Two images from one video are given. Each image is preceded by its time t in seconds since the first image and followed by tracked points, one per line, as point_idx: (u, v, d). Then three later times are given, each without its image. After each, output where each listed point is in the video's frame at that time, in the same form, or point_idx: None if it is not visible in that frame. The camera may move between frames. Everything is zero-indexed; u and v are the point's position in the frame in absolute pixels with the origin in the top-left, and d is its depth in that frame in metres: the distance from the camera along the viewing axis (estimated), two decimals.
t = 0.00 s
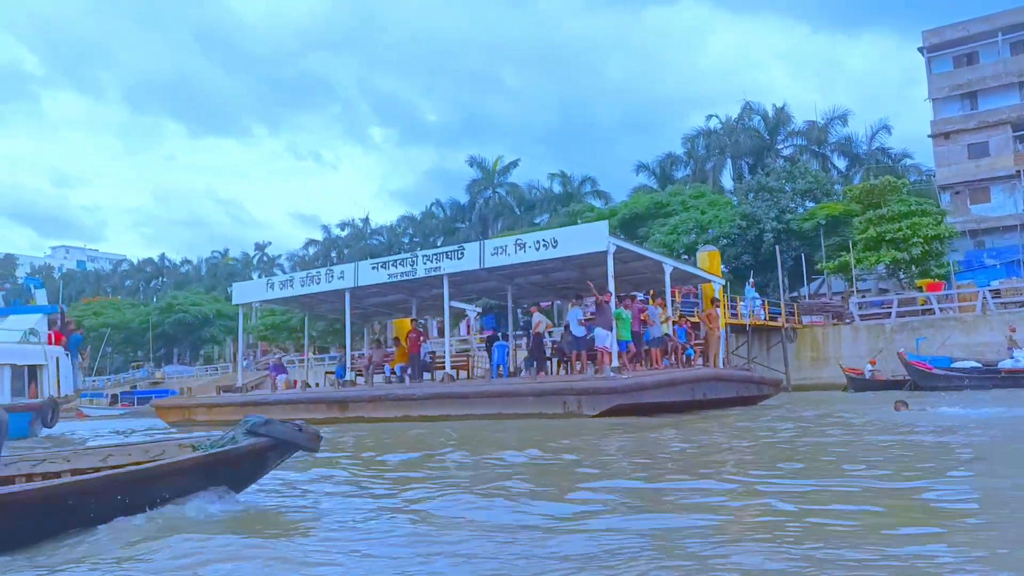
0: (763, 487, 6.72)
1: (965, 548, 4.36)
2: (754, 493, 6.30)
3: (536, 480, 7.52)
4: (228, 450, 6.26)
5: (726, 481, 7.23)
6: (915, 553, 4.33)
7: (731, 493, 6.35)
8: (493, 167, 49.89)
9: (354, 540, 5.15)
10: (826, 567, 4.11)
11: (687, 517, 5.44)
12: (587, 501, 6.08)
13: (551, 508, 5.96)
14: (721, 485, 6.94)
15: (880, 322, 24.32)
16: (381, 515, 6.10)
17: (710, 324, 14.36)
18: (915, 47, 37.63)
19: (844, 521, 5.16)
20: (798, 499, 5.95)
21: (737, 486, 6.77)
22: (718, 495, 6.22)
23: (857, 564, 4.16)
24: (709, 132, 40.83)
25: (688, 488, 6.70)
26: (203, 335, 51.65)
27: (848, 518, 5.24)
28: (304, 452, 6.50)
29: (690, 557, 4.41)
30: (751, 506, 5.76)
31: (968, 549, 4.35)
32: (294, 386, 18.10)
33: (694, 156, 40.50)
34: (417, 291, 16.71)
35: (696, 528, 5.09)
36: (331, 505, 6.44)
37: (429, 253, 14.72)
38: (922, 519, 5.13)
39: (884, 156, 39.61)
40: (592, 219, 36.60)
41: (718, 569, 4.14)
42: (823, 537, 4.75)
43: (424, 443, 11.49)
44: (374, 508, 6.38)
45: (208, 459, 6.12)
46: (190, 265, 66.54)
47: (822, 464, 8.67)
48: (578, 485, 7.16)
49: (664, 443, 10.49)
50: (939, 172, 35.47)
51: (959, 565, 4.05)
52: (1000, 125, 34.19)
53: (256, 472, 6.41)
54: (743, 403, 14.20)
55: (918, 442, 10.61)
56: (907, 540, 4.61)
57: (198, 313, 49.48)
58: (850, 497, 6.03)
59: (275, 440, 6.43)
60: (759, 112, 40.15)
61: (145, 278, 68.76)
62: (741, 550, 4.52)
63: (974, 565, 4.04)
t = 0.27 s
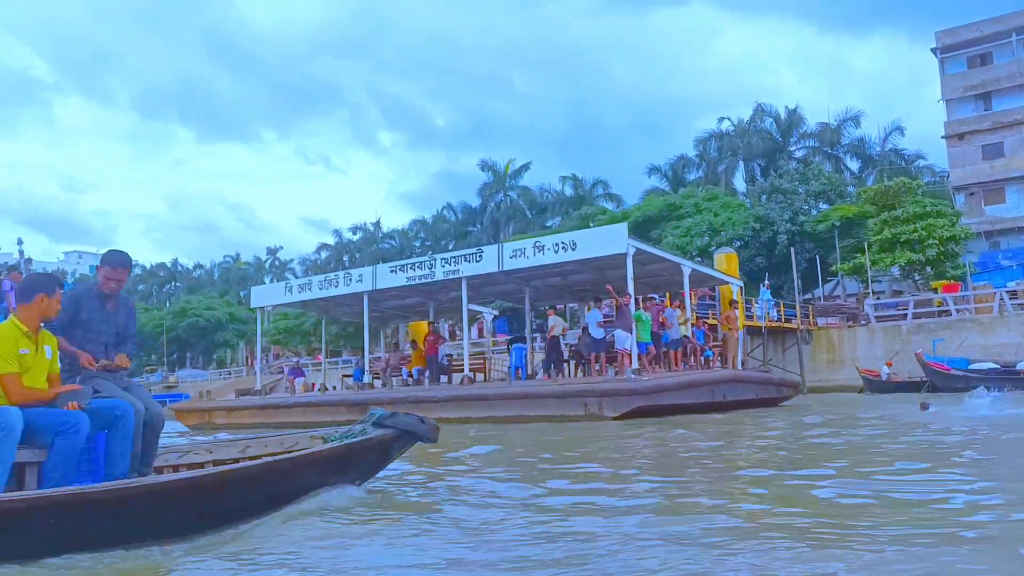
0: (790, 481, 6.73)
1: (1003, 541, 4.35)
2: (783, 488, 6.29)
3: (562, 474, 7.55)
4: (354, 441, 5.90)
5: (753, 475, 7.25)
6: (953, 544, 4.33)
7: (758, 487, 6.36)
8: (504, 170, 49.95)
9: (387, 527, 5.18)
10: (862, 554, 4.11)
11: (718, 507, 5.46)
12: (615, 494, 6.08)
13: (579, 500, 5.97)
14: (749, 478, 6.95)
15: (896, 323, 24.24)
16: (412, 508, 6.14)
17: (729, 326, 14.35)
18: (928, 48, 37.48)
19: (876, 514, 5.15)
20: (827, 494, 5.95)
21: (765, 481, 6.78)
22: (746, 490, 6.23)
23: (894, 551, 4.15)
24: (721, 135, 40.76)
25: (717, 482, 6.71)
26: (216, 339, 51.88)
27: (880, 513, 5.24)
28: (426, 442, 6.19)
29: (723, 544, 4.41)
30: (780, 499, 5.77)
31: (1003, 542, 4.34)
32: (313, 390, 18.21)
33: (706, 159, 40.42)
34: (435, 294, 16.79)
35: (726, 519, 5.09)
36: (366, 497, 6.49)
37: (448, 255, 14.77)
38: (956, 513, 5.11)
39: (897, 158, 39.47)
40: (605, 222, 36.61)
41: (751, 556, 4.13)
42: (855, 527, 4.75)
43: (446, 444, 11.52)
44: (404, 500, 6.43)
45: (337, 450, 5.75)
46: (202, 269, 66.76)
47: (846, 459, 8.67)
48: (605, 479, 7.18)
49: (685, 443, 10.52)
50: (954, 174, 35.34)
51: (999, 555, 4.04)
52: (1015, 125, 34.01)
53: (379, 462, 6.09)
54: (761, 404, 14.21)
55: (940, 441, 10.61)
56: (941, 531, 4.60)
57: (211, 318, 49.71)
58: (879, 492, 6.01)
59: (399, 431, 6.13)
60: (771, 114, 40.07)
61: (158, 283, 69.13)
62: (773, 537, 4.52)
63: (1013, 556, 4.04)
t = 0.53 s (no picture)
0: (820, 477, 6.75)
1: None
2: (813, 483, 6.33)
3: (592, 472, 7.60)
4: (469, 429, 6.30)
5: (782, 471, 7.28)
6: (989, 533, 4.36)
7: (789, 483, 6.39)
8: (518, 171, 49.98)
9: (425, 521, 5.26)
10: (895, 544, 4.13)
11: (751, 501, 5.51)
12: (646, 489, 6.14)
13: (608, 495, 6.02)
14: (779, 475, 6.97)
15: (914, 323, 24.14)
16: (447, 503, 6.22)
17: (749, 326, 14.36)
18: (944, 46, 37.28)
19: (909, 505, 5.19)
20: (858, 488, 5.98)
21: (795, 477, 6.80)
22: (776, 485, 6.26)
23: (927, 541, 4.17)
24: (735, 135, 40.67)
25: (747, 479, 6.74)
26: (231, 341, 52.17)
27: (913, 503, 5.27)
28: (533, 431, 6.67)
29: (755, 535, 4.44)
30: (812, 493, 5.80)
31: None
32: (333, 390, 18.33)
33: (720, 159, 40.34)
34: (454, 295, 16.87)
35: (756, 512, 5.12)
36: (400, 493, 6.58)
37: (468, 256, 14.86)
38: (990, 504, 5.14)
39: (913, 157, 39.27)
40: (620, 222, 36.60)
41: (785, 546, 4.16)
42: (887, 519, 4.76)
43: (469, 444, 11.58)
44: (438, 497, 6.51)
45: (460, 437, 6.16)
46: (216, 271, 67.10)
47: (873, 455, 8.67)
48: (634, 476, 7.24)
49: (708, 441, 10.55)
50: (970, 173, 35.14)
51: None
52: None
53: (493, 450, 6.49)
54: (783, 404, 14.21)
55: (965, 438, 10.58)
56: (974, 522, 4.61)
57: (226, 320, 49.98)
58: (910, 485, 6.04)
59: (510, 420, 6.59)
60: (786, 114, 39.95)
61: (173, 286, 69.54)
62: (805, 529, 4.55)
63: None
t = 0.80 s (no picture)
0: (851, 479, 6.81)
1: None
2: (846, 487, 6.39)
3: (624, 469, 7.70)
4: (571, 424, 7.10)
5: (813, 471, 7.34)
6: None
7: (822, 487, 6.45)
8: (534, 169, 49.99)
9: (467, 525, 5.39)
10: (930, 556, 4.17)
11: (785, 509, 5.59)
12: (681, 494, 6.24)
13: (641, 498, 6.11)
14: (810, 476, 7.04)
15: (936, 322, 24.01)
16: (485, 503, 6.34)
17: (772, 324, 14.39)
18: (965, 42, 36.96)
19: (945, 514, 5.24)
20: (890, 493, 6.04)
21: (826, 479, 6.87)
22: (809, 489, 6.34)
23: (961, 553, 4.22)
24: (754, 132, 40.52)
25: (778, 480, 6.81)
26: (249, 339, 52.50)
27: (949, 511, 5.32)
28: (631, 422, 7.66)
29: (783, 547, 4.52)
30: (846, 499, 5.87)
31: None
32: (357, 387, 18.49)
33: (738, 157, 40.23)
34: (477, 294, 16.99)
35: (784, 520, 5.18)
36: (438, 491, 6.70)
37: (491, 255, 14.96)
38: None
39: (934, 154, 39.01)
40: (638, 220, 36.59)
41: (816, 558, 4.23)
42: (916, 530, 4.80)
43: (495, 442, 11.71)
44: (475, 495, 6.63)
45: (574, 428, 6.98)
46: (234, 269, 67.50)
47: (902, 453, 8.71)
48: (667, 475, 7.32)
49: (735, 438, 10.61)
50: (992, 170, 34.87)
51: None
52: None
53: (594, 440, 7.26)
54: (807, 402, 14.24)
55: (993, 437, 10.58)
56: (1006, 534, 4.64)
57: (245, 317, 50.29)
58: (942, 489, 6.09)
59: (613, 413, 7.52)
60: (805, 111, 39.76)
61: (191, 283, 70.02)
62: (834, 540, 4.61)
63: None
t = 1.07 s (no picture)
0: (896, 476, 6.81)
1: None
2: (890, 485, 6.39)
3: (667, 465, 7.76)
4: (687, 415, 7.28)
5: (856, 467, 7.35)
6: None
7: (867, 484, 6.46)
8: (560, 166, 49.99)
9: (520, 521, 5.48)
10: (969, 560, 4.21)
11: (831, 509, 5.63)
12: (728, 493, 6.30)
13: (690, 496, 6.17)
14: (854, 473, 7.04)
15: (968, 318, 23.73)
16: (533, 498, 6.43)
17: (805, 321, 14.33)
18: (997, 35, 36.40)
19: (994, 514, 5.24)
20: (936, 492, 6.04)
21: (870, 476, 6.88)
22: (854, 488, 6.35)
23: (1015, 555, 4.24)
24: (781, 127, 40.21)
25: (822, 478, 6.83)
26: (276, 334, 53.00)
27: (998, 511, 5.32)
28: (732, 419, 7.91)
29: (824, 549, 4.58)
30: (892, 498, 5.88)
31: None
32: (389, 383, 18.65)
33: (766, 152, 39.96)
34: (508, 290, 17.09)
35: (822, 522, 5.25)
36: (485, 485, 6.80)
37: (523, 252, 15.05)
38: None
39: (965, 149, 38.49)
40: (665, 216, 36.47)
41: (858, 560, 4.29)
42: (957, 531, 4.83)
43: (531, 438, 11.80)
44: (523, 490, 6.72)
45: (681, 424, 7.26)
46: (261, 266, 68.12)
47: (943, 449, 8.68)
48: (711, 471, 7.37)
49: (771, 435, 10.61)
50: None
51: None
52: None
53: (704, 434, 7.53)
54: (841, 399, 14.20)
55: None
56: None
57: (272, 314, 50.78)
58: (989, 488, 6.08)
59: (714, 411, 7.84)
60: (833, 106, 39.39)
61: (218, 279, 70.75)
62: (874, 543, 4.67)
63: None
